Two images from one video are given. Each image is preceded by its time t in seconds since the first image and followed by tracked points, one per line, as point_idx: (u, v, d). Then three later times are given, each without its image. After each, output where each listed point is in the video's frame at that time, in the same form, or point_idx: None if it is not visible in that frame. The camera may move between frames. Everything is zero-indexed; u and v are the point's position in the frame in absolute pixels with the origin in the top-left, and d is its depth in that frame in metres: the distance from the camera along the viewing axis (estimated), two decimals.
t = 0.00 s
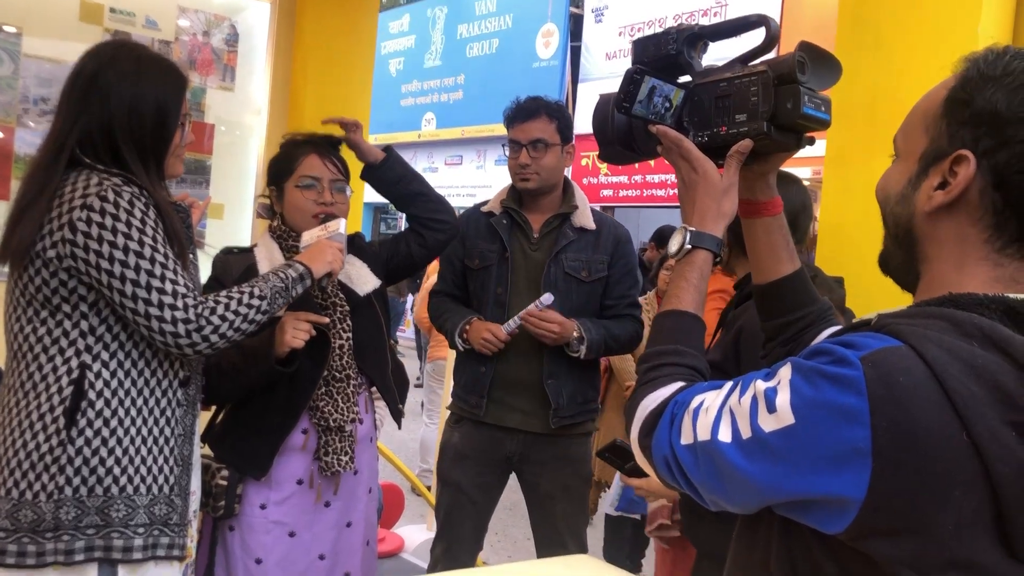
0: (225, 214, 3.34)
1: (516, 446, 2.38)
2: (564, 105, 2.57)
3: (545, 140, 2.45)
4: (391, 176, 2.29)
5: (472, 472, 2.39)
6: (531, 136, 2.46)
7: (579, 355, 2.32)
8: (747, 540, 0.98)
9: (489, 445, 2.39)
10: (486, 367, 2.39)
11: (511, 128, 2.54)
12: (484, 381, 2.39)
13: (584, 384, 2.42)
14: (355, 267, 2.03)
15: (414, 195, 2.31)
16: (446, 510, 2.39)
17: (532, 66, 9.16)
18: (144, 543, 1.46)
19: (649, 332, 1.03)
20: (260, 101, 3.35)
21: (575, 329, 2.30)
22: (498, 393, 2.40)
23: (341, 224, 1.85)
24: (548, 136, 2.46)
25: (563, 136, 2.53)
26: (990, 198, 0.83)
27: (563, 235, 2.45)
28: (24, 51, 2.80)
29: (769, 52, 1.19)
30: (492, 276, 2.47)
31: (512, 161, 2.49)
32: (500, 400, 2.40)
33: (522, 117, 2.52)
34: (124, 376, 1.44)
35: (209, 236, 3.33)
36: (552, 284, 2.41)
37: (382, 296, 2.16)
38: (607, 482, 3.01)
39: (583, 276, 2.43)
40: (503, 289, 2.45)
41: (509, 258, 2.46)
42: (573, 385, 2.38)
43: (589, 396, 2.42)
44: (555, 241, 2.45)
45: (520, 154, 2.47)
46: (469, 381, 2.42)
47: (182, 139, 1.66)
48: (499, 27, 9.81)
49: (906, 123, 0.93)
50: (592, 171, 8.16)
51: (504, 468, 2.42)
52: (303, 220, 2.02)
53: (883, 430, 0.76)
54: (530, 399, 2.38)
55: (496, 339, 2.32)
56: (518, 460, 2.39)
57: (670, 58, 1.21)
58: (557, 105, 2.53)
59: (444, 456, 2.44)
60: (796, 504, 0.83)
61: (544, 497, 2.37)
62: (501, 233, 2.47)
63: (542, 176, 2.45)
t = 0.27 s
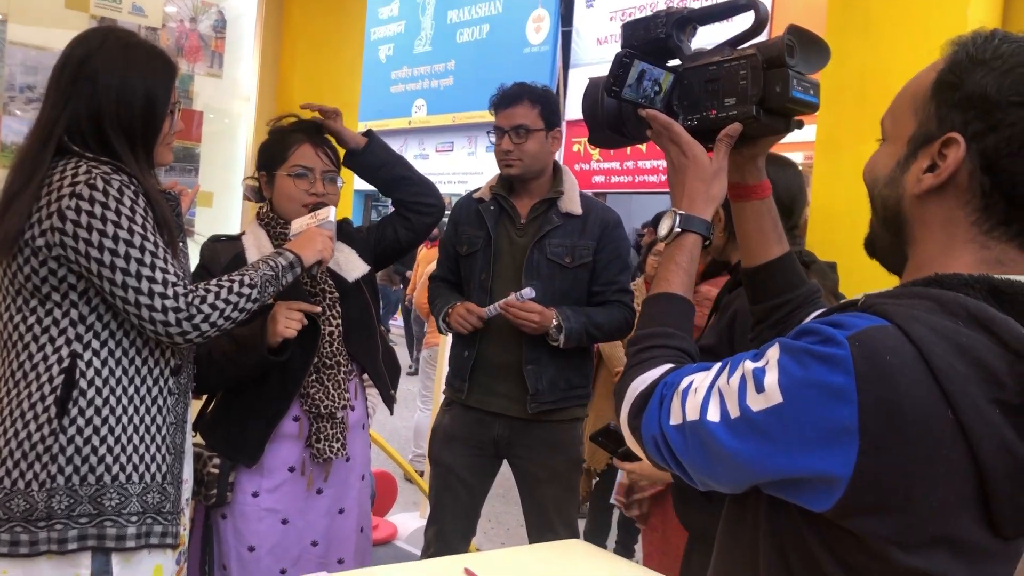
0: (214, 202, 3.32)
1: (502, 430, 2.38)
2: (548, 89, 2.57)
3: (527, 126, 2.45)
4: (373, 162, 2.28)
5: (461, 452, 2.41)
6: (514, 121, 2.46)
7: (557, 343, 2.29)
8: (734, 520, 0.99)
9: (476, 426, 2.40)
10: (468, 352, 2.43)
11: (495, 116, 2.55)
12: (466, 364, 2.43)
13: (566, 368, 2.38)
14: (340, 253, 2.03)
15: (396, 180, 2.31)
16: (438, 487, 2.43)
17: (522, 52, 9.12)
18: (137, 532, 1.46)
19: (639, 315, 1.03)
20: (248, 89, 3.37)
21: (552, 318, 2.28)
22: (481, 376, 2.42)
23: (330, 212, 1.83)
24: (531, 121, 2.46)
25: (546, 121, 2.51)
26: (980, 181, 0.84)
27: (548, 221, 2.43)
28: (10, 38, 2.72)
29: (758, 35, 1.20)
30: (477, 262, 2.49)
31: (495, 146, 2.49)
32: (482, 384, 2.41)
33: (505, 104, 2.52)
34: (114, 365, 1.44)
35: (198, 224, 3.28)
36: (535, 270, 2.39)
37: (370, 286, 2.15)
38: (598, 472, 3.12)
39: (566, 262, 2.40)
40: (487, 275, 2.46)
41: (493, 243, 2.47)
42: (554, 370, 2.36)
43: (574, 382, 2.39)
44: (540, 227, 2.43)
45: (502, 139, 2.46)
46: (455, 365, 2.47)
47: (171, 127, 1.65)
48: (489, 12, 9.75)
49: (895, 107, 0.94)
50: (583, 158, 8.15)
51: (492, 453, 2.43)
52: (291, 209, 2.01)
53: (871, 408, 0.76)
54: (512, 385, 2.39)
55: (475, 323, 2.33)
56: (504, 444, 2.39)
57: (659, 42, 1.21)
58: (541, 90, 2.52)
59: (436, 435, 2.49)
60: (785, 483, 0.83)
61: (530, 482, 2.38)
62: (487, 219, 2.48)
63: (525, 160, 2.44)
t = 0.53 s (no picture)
0: (208, 192, 3.29)
1: (496, 417, 2.38)
2: (534, 81, 2.57)
3: (509, 117, 2.45)
4: (369, 150, 2.27)
5: (457, 439, 2.42)
6: (496, 112, 2.46)
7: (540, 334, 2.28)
8: (728, 508, 0.99)
9: (472, 415, 2.41)
10: (460, 342, 2.47)
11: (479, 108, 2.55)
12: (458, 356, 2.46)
13: (555, 358, 2.36)
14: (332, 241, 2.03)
15: (393, 169, 2.30)
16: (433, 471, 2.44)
17: (517, 41, 9.08)
18: (133, 523, 1.45)
19: (633, 304, 1.03)
20: (241, 79, 3.34)
21: (536, 308, 2.27)
22: (473, 364, 2.44)
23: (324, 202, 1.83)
24: (511, 112, 2.45)
25: (532, 110, 2.50)
26: (977, 168, 0.83)
27: (536, 211, 2.42)
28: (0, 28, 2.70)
29: (752, 22, 1.19)
30: (469, 253, 2.50)
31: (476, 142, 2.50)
32: (475, 373, 2.43)
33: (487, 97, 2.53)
34: (108, 357, 1.43)
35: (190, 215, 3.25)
36: (522, 261, 2.39)
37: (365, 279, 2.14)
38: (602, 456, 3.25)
39: (553, 252, 2.39)
40: (477, 267, 2.47)
41: (484, 233, 2.47)
42: (542, 361, 2.34)
43: (563, 371, 2.37)
44: (529, 217, 2.42)
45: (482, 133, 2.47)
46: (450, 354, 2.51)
47: (163, 118, 1.64)
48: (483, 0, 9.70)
49: (891, 94, 0.93)
50: (579, 147, 8.14)
51: (488, 438, 2.43)
52: (283, 199, 2.00)
53: (865, 396, 0.76)
54: (503, 374, 2.39)
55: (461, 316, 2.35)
56: (499, 431, 2.40)
57: (653, 29, 1.20)
58: (526, 81, 2.53)
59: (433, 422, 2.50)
60: (778, 471, 0.82)
61: (528, 470, 2.38)
62: (478, 211, 2.49)
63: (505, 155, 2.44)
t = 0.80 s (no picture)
0: (208, 189, 3.30)
1: (495, 412, 2.39)
2: (529, 78, 2.57)
3: (501, 115, 2.45)
4: (369, 148, 2.26)
5: (457, 431, 2.44)
6: (489, 111, 2.47)
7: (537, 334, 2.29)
8: (726, 503, 0.99)
9: (470, 406, 2.42)
10: (457, 340, 2.49)
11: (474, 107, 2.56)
12: (456, 355, 2.48)
13: (553, 357, 2.37)
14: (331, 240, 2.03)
15: (391, 167, 2.30)
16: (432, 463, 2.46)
17: (516, 37, 9.07)
18: (136, 519, 1.46)
19: (632, 300, 1.04)
20: (240, 77, 3.33)
21: (529, 309, 2.28)
22: (472, 362, 2.45)
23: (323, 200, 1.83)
24: (505, 111, 2.46)
25: (524, 108, 2.50)
26: (975, 164, 0.84)
27: (533, 211, 2.42)
28: None
29: (751, 20, 1.19)
30: (467, 252, 2.52)
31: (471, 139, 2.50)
32: (473, 370, 2.44)
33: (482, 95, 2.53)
34: (109, 354, 1.44)
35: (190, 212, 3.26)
36: (518, 262, 2.40)
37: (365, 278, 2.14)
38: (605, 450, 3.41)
39: (549, 253, 2.39)
40: (474, 266, 2.48)
41: (481, 235, 2.48)
42: (539, 361, 2.35)
43: (560, 369, 2.38)
44: (525, 217, 2.42)
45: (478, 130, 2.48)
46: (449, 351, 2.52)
47: (163, 115, 1.64)
48: None
49: (889, 91, 0.93)
50: (579, 143, 8.13)
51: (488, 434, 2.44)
52: (282, 195, 2.01)
53: (863, 393, 0.76)
54: (500, 372, 2.40)
55: (456, 318, 2.37)
56: (496, 425, 2.40)
57: (652, 26, 1.20)
58: (521, 79, 2.53)
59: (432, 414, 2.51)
60: (777, 467, 0.83)
61: (528, 466, 2.39)
62: (475, 210, 2.51)
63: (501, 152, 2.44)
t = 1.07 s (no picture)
0: (210, 190, 3.30)
1: (500, 412, 2.39)
2: (539, 82, 2.57)
3: (514, 119, 2.44)
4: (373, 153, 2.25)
5: (460, 430, 2.44)
6: (500, 114, 2.46)
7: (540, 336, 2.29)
8: (730, 504, 0.99)
9: (475, 405, 2.43)
10: (465, 341, 2.46)
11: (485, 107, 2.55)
12: (462, 356, 2.47)
13: (556, 356, 2.37)
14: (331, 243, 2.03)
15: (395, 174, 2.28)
16: (433, 465, 2.46)
17: (517, 38, 9.07)
18: (140, 519, 1.46)
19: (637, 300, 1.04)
20: (243, 77, 3.35)
21: (533, 312, 2.28)
22: (479, 363, 2.45)
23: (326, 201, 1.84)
24: (516, 114, 2.45)
25: (535, 113, 2.50)
26: (981, 164, 0.84)
27: (539, 213, 2.41)
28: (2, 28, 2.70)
29: (754, 20, 1.19)
30: (473, 255, 2.51)
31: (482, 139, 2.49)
32: (480, 372, 2.44)
33: (494, 96, 2.52)
34: (113, 355, 1.44)
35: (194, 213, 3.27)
36: (523, 264, 2.40)
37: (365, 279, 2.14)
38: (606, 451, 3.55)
39: (554, 255, 2.39)
40: (480, 269, 2.48)
41: (487, 237, 2.48)
42: (543, 361, 2.35)
43: (564, 369, 2.38)
44: (530, 220, 2.42)
45: (488, 132, 2.46)
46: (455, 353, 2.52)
47: (166, 116, 1.65)
48: None
49: (893, 92, 0.93)
50: (579, 144, 8.12)
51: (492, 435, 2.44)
52: (282, 197, 2.01)
53: (869, 393, 0.76)
54: (505, 373, 2.40)
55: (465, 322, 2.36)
56: (502, 426, 2.40)
57: (655, 26, 1.20)
58: (532, 82, 2.52)
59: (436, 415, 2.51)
60: (782, 467, 0.83)
61: (531, 465, 2.39)
62: (481, 212, 2.50)
63: (511, 156, 2.44)
